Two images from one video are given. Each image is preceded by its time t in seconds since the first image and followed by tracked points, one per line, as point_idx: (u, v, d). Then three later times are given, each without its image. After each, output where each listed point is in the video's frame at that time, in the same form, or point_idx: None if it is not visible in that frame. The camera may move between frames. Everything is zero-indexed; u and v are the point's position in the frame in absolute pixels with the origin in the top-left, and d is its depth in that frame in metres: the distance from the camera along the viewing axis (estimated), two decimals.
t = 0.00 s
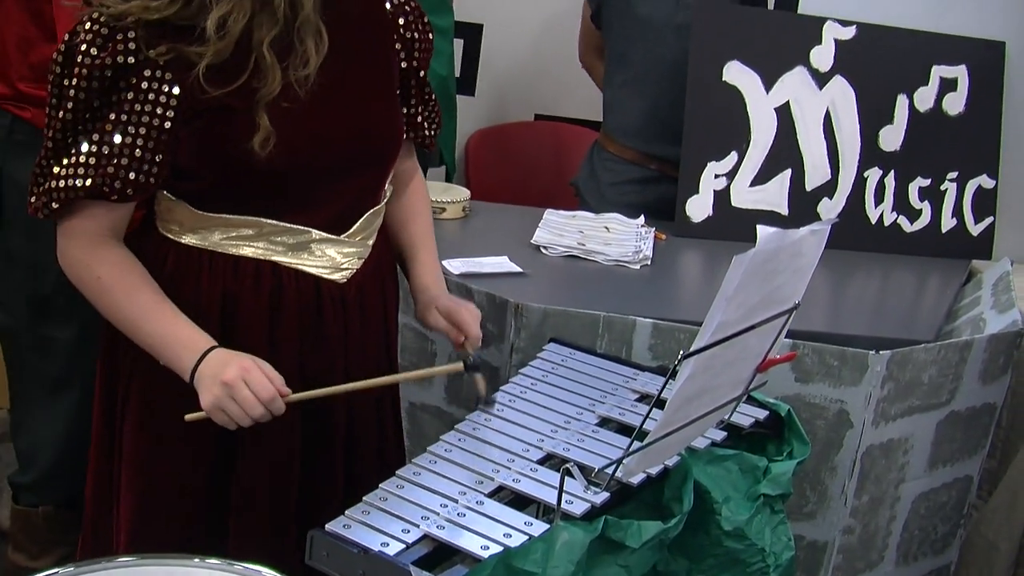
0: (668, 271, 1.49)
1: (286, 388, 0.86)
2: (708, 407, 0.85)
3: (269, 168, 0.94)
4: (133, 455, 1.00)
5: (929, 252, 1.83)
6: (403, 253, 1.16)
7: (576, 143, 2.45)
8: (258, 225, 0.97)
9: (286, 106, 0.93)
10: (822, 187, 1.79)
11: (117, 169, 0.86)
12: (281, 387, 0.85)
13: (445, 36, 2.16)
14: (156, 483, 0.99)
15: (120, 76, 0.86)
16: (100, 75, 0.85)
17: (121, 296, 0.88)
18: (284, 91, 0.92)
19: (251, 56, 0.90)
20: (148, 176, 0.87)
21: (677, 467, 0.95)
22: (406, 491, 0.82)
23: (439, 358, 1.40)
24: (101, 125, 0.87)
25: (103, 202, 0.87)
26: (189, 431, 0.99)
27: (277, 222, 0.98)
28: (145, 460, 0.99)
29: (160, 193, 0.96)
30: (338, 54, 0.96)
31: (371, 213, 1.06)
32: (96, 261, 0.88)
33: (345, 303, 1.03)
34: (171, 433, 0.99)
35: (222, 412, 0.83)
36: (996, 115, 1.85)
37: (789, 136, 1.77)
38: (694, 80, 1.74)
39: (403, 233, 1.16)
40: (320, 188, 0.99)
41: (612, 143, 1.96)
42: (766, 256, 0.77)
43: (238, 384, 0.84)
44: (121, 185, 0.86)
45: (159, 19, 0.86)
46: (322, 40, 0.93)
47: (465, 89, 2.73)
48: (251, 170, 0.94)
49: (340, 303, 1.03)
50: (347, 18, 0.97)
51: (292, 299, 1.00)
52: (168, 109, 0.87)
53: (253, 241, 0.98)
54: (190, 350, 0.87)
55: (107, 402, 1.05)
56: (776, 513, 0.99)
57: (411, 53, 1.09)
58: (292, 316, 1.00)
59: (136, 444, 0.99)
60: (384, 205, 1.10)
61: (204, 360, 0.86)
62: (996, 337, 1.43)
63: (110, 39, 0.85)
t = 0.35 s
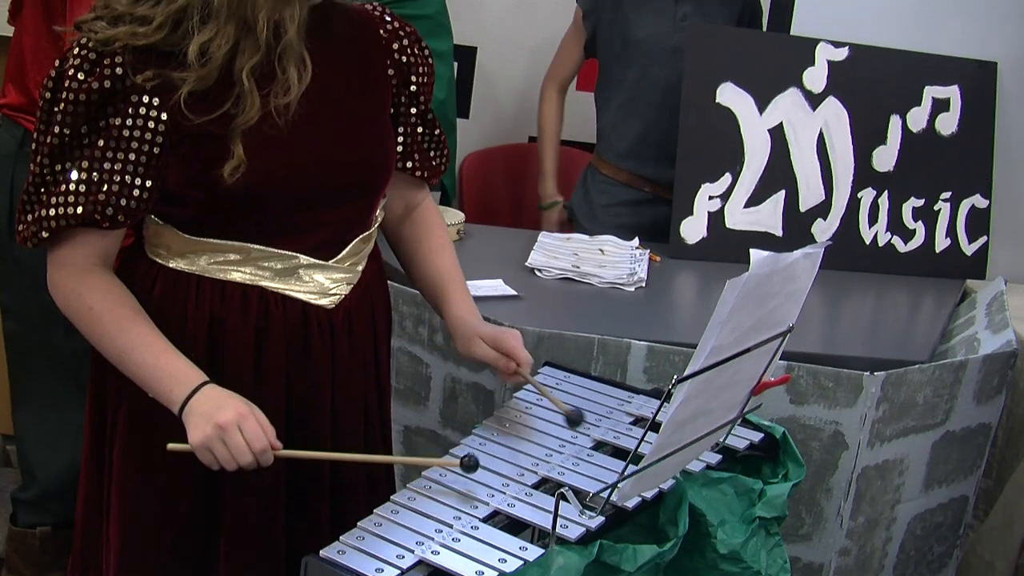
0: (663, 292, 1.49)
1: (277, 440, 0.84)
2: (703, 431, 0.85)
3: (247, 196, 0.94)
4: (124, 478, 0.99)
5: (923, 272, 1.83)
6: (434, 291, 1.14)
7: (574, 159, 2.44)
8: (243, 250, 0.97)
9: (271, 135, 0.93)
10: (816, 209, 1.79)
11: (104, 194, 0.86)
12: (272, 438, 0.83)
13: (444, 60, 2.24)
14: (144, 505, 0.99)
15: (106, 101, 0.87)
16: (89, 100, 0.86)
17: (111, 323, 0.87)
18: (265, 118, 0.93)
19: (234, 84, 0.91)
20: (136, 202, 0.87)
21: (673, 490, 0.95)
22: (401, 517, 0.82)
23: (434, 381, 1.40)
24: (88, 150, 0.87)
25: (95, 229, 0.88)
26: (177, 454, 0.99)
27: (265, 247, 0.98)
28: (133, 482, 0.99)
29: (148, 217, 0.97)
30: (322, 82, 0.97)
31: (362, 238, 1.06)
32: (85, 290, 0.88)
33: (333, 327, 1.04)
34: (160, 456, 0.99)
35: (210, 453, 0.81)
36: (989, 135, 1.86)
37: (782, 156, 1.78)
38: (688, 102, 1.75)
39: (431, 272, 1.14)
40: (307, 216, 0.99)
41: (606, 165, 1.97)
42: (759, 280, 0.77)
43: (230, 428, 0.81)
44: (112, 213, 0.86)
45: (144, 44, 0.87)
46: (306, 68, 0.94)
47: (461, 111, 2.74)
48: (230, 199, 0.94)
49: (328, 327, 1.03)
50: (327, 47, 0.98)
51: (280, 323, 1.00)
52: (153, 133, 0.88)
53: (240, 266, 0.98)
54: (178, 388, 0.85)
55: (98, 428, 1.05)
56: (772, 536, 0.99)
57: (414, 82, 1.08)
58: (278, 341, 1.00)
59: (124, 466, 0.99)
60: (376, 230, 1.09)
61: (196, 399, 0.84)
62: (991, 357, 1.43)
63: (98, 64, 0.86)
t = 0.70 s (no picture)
0: (660, 316, 1.50)
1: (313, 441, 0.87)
2: (699, 457, 0.85)
3: (245, 227, 0.94)
4: (122, 507, 0.99)
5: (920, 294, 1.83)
6: (431, 312, 1.13)
7: (570, 184, 2.44)
8: (241, 279, 0.97)
9: (268, 166, 0.94)
10: (811, 231, 1.79)
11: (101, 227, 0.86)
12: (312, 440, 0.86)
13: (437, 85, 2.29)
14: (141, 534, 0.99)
15: (101, 132, 0.87)
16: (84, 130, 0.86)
17: (126, 350, 0.87)
18: (263, 151, 0.93)
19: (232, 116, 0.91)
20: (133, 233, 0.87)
21: (671, 516, 0.95)
22: (399, 545, 0.82)
23: (431, 407, 1.40)
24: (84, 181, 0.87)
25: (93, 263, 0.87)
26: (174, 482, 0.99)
27: (258, 275, 0.98)
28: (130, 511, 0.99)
29: (143, 249, 0.96)
30: (317, 112, 0.98)
31: (355, 265, 1.06)
32: (96, 320, 0.88)
33: (329, 354, 1.04)
34: (157, 484, 0.99)
35: (254, 461, 0.83)
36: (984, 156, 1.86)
37: (778, 180, 1.78)
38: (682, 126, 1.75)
39: (426, 301, 1.13)
40: (303, 245, 1.00)
41: (600, 190, 1.98)
42: (753, 305, 0.77)
43: (273, 434, 0.84)
44: (112, 244, 0.86)
45: (139, 75, 0.87)
46: (304, 99, 0.95)
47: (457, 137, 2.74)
48: (228, 231, 0.94)
49: (325, 357, 1.03)
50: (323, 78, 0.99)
51: (276, 350, 1.00)
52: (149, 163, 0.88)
53: (236, 294, 0.98)
54: (205, 403, 0.86)
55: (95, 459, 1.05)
56: (771, 560, 0.99)
57: (404, 107, 1.08)
58: (271, 368, 1.00)
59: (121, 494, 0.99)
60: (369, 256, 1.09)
61: (228, 409, 0.86)
62: (988, 378, 1.43)
63: (93, 95, 0.86)
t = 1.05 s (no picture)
0: (655, 316, 1.50)
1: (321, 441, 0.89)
2: (695, 455, 0.85)
3: (261, 226, 0.94)
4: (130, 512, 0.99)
5: (915, 294, 1.84)
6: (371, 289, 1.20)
7: (566, 184, 2.43)
8: (251, 280, 0.97)
9: (281, 168, 0.94)
10: (808, 231, 1.79)
11: (113, 230, 0.85)
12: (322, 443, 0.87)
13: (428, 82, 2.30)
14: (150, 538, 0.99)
15: (113, 136, 0.85)
16: (95, 135, 0.84)
17: (129, 357, 0.87)
18: (280, 152, 0.93)
19: (248, 118, 0.91)
20: (143, 236, 0.87)
21: (665, 517, 0.95)
22: (393, 544, 0.82)
23: (426, 406, 1.39)
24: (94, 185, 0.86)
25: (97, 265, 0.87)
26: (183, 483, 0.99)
27: (272, 276, 0.98)
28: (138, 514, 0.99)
29: (153, 255, 0.96)
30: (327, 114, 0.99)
31: (353, 263, 1.07)
32: (99, 326, 0.87)
33: (337, 351, 1.04)
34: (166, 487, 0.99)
35: (269, 464, 0.85)
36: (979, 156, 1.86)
37: (773, 180, 1.78)
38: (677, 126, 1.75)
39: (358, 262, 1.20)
40: (309, 244, 1.00)
41: (593, 190, 1.98)
42: (749, 305, 0.77)
43: (287, 437, 0.86)
44: (121, 248, 0.86)
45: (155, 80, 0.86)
46: (320, 102, 0.95)
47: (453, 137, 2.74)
48: (240, 230, 0.94)
49: (333, 352, 1.04)
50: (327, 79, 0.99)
51: (288, 350, 1.00)
52: (163, 168, 0.87)
53: (246, 296, 0.98)
54: (213, 407, 0.87)
55: (92, 462, 1.04)
56: (764, 560, 1.00)
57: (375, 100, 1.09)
58: (286, 368, 1.00)
59: (128, 498, 0.99)
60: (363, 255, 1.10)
61: (235, 414, 0.87)
62: (982, 379, 1.43)
63: (105, 99, 0.85)
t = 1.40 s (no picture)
0: (652, 322, 1.50)
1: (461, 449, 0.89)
2: (693, 462, 0.85)
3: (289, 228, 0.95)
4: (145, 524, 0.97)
5: (912, 299, 1.84)
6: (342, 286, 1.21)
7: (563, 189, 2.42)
8: (269, 287, 0.97)
9: (309, 170, 0.95)
10: (805, 237, 1.79)
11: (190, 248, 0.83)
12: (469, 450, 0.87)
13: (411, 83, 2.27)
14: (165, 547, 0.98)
15: (160, 154, 0.82)
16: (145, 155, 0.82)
17: (257, 378, 0.85)
18: (308, 155, 0.95)
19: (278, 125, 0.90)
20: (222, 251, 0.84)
21: (663, 525, 0.95)
22: (389, 552, 0.82)
23: (425, 414, 1.39)
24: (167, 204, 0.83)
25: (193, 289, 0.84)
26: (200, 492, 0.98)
27: (287, 282, 0.98)
28: (150, 525, 0.97)
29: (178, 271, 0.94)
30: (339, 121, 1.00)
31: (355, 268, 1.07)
32: (219, 347, 0.85)
33: (349, 352, 1.05)
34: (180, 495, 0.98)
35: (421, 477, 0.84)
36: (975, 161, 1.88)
37: (771, 187, 1.78)
38: (676, 132, 1.75)
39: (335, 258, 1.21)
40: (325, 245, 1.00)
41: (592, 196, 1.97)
42: (747, 311, 0.77)
43: (437, 449, 0.85)
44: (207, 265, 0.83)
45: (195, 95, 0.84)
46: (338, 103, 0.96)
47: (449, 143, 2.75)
48: (269, 236, 0.94)
49: (344, 352, 1.04)
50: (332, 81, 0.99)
51: (306, 354, 1.00)
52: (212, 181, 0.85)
53: (262, 303, 0.98)
54: (352, 422, 0.86)
55: (96, 472, 1.03)
56: (763, 566, 0.99)
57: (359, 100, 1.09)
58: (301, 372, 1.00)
59: (141, 509, 0.97)
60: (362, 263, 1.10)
61: (380, 428, 0.86)
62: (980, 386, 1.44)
63: (143, 114, 0.82)
